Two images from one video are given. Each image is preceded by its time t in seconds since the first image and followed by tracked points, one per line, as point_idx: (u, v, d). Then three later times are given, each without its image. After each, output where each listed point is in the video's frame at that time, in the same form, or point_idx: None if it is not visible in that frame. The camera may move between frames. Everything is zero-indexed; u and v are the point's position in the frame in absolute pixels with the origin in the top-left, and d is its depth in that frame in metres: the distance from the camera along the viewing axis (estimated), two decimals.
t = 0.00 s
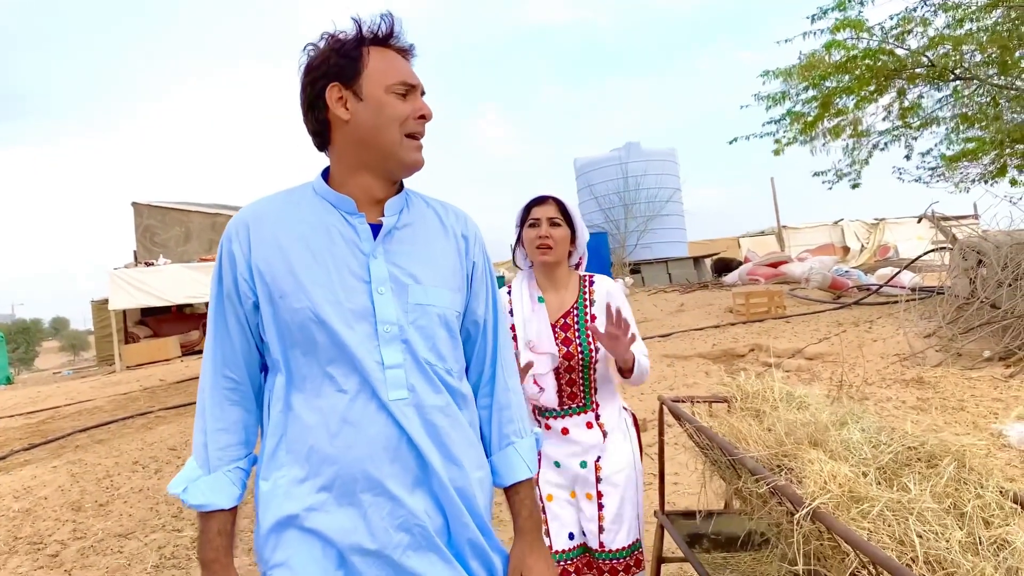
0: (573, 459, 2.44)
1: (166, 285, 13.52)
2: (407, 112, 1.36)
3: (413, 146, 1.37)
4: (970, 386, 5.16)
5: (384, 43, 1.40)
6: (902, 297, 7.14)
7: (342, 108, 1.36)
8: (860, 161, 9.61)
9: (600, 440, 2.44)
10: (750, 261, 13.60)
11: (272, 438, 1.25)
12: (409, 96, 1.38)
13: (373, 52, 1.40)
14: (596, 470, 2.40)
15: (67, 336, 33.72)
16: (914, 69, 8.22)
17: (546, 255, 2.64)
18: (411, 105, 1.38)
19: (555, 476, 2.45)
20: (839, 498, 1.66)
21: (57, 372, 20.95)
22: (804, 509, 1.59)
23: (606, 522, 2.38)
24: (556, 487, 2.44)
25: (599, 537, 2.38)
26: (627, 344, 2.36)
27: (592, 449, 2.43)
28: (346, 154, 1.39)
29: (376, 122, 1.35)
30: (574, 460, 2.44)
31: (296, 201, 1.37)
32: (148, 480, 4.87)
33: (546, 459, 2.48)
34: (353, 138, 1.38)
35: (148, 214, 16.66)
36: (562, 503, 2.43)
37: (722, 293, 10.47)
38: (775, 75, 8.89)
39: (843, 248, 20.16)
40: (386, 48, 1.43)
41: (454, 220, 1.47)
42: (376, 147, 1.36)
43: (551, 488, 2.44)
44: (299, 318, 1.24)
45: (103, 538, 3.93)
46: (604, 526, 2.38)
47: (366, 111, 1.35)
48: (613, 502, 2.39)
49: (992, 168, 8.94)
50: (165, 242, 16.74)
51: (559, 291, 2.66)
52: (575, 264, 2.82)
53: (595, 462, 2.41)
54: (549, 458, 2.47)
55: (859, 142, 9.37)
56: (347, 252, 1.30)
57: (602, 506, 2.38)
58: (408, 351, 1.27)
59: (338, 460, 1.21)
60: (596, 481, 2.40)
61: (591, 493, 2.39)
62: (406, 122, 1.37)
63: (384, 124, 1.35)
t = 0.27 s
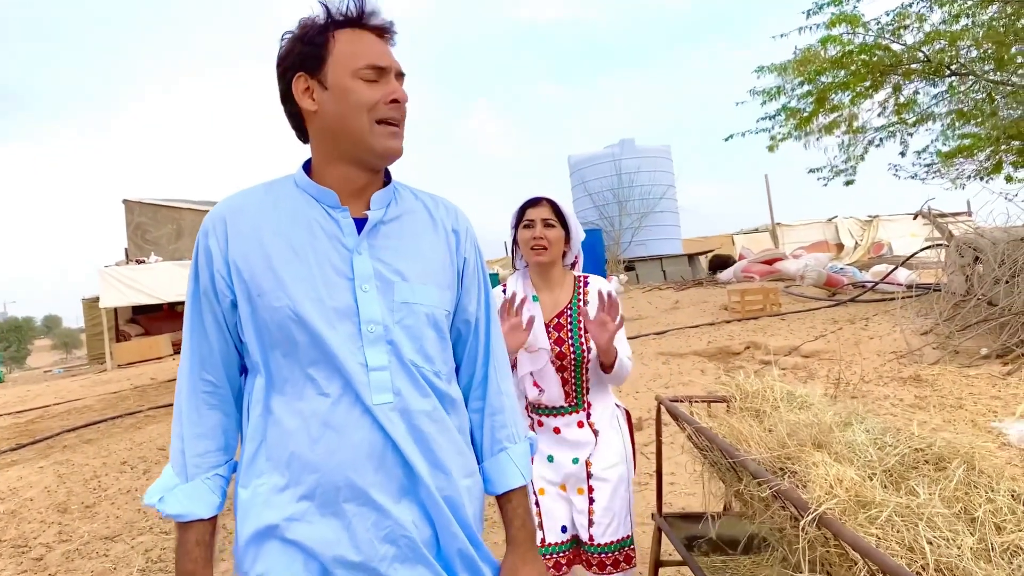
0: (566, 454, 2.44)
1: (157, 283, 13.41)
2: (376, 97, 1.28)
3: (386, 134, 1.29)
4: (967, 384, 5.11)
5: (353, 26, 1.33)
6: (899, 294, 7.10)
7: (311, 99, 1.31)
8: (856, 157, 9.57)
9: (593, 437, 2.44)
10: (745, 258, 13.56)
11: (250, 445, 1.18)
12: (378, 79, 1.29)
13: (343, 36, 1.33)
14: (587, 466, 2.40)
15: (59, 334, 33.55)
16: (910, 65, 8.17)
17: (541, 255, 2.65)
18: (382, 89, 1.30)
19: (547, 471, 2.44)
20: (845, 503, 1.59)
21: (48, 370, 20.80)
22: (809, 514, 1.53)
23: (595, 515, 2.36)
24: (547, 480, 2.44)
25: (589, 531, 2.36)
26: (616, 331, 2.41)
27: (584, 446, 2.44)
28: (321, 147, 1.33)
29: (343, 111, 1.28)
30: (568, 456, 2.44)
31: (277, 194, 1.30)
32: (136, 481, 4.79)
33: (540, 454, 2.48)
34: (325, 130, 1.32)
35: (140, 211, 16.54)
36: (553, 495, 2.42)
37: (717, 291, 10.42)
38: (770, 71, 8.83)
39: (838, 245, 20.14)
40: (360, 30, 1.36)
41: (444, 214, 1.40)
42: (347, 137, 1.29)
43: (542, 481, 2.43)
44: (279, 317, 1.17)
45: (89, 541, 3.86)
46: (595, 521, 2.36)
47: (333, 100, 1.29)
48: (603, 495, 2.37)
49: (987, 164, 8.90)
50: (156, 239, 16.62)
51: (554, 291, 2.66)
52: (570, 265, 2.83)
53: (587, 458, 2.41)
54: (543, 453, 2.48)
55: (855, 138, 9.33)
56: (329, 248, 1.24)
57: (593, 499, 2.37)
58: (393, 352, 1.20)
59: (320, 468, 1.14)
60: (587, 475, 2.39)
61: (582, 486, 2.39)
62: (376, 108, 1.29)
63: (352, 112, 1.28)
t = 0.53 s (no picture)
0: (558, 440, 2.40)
1: (149, 281, 13.29)
2: (329, 79, 1.21)
3: (345, 117, 1.21)
4: (967, 384, 5.05)
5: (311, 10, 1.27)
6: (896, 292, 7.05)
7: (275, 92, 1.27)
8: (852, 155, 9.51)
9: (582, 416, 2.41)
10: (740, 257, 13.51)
11: (229, 456, 1.11)
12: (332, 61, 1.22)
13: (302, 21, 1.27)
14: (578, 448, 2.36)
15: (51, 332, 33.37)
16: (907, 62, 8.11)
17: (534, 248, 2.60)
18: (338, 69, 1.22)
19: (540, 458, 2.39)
20: (859, 513, 1.52)
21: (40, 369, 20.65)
22: (821, 525, 1.46)
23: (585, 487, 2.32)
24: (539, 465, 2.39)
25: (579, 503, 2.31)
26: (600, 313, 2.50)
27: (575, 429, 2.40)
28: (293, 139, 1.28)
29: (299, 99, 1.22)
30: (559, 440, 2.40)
31: (257, 187, 1.22)
32: (123, 483, 4.70)
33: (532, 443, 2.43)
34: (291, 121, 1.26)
35: (132, 208, 16.41)
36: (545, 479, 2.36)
37: (713, 289, 10.36)
38: (766, 68, 8.77)
39: (832, 244, 20.11)
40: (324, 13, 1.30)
41: (435, 208, 1.32)
42: (307, 125, 1.23)
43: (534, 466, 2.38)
44: (258, 319, 1.09)
45: (74, 546, 3.77)
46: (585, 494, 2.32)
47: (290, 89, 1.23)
48: (594, 477, 2.32)
49: (984, 163, 8.86)
50: (148, 237, 16.49)
51: (547, 283, 2.62)
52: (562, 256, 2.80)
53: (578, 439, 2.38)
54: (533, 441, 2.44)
55: (851, 136, 9.27)
56: (312, 245, 1.16)
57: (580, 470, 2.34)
58: (381, 357, 1.12)
59: (302, 480, 1.07)
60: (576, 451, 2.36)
61: (570, 461, 2.35)
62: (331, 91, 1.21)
63: (307, 98, 1.21)
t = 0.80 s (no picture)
0: (568, 437, 2.38)
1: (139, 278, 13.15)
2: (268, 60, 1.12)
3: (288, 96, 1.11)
4: (970, 385, 4.97)
5: None
6: (896, 292, 6.97)
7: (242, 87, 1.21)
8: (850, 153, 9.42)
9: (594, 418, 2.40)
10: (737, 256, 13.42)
11: (197, 471, 1.00)
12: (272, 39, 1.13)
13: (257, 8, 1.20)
14: (588, 447, 2.36)
15: (42, 330, 33.14)
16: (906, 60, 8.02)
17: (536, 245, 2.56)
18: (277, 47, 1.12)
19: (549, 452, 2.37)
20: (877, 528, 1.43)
21: (30, 367, 20.46)
22: (838, 541, 1.36)
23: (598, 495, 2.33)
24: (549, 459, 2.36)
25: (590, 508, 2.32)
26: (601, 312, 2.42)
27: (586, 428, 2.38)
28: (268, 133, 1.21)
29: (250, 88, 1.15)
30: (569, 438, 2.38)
31: (231, 175, 1.12)
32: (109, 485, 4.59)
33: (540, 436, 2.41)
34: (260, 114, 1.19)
35: (123, 205, 16.25)
36: (555, 475, 2.34)
37: (709, 288, 10.27)
38: (764, 65, 8.67)
39: (828, 243, 20.04)
40: None
41: (425, 197, 1.21)
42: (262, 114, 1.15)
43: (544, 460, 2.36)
44: (229, 320, 0.99)
45: (55, 551, 3.66)
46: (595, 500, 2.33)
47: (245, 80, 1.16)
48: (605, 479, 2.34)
49: (983, 161, 8.78)
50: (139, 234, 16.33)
51: (549, 280, 2.60)
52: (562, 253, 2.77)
53: (589, 440, 2.37)
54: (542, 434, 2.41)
55: (850, 134, 9.18)
56: (289, 239, 1.06)
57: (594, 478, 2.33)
58: (363, 361, 1.02)
59: (276, 497, 0.97)
60: (590, 456, 2.35)
61: (585, 467, 2.34)
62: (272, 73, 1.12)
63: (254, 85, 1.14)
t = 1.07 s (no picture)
0: (565, 423, 2.31)
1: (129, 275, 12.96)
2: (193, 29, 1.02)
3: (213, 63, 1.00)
4: (975, 388, 4.84)
5: None
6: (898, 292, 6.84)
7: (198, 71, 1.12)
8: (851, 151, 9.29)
9: (591, 403, 2.32)
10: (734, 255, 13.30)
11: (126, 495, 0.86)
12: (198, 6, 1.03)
13: None
14: (586, 433, 2.28)
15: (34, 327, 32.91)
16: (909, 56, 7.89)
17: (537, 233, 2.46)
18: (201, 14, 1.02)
19: (546, 439, 2.32)
20: (904, 553, 1.28)
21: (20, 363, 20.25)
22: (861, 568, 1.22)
23: (597, 482, 2.26)
24: (547, 447, 2.32)
25: (588, 495, 2.26)
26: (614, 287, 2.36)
27: (582, 413, 2.31)
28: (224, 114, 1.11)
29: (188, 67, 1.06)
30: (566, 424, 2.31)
31: (173, 153, 0.98)
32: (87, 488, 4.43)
33: (538, 423, 2.36)
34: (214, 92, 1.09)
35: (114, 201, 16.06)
36: (553, 462, 2.30)
37: (707, 288, 10.14)
38: (764, 61, 8.54)
39: (825, 243, 19.91)
40: None
41: (400, 181, 1.07)
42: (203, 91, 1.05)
43: (541, 447, 2.31)
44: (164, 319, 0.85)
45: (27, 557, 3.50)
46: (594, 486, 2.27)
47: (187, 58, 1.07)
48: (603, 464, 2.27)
49: (985, 160, 8.65)
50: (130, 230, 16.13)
51: (547, 267, 2.49)
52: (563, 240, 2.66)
53: (586, 425, 2.29)
54: (540, 420, 2.36)
55: (850, 132, 9.05)
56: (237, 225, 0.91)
57: (592, 465, 2.26)
58: (320, 368, 0.88)
59: (218, 527, 0.83)
60: (587, 442, 2.27)
61: (583, 454, 2.27)
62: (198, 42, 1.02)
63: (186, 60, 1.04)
